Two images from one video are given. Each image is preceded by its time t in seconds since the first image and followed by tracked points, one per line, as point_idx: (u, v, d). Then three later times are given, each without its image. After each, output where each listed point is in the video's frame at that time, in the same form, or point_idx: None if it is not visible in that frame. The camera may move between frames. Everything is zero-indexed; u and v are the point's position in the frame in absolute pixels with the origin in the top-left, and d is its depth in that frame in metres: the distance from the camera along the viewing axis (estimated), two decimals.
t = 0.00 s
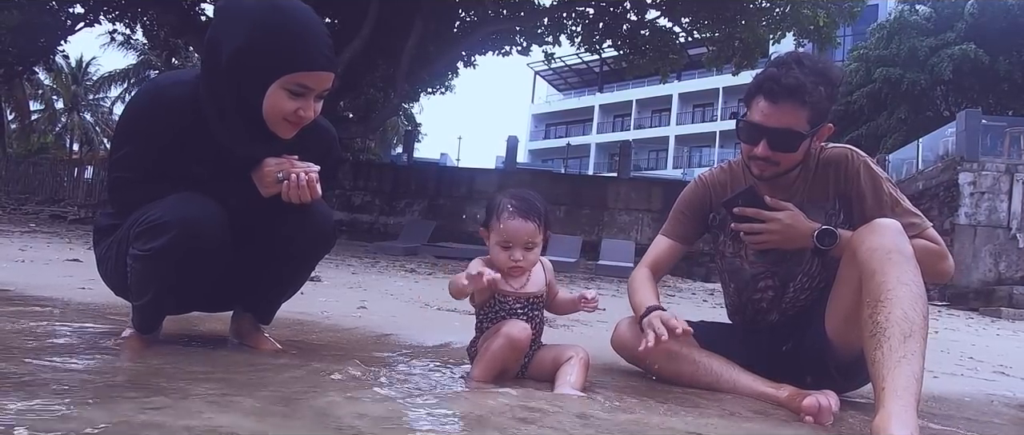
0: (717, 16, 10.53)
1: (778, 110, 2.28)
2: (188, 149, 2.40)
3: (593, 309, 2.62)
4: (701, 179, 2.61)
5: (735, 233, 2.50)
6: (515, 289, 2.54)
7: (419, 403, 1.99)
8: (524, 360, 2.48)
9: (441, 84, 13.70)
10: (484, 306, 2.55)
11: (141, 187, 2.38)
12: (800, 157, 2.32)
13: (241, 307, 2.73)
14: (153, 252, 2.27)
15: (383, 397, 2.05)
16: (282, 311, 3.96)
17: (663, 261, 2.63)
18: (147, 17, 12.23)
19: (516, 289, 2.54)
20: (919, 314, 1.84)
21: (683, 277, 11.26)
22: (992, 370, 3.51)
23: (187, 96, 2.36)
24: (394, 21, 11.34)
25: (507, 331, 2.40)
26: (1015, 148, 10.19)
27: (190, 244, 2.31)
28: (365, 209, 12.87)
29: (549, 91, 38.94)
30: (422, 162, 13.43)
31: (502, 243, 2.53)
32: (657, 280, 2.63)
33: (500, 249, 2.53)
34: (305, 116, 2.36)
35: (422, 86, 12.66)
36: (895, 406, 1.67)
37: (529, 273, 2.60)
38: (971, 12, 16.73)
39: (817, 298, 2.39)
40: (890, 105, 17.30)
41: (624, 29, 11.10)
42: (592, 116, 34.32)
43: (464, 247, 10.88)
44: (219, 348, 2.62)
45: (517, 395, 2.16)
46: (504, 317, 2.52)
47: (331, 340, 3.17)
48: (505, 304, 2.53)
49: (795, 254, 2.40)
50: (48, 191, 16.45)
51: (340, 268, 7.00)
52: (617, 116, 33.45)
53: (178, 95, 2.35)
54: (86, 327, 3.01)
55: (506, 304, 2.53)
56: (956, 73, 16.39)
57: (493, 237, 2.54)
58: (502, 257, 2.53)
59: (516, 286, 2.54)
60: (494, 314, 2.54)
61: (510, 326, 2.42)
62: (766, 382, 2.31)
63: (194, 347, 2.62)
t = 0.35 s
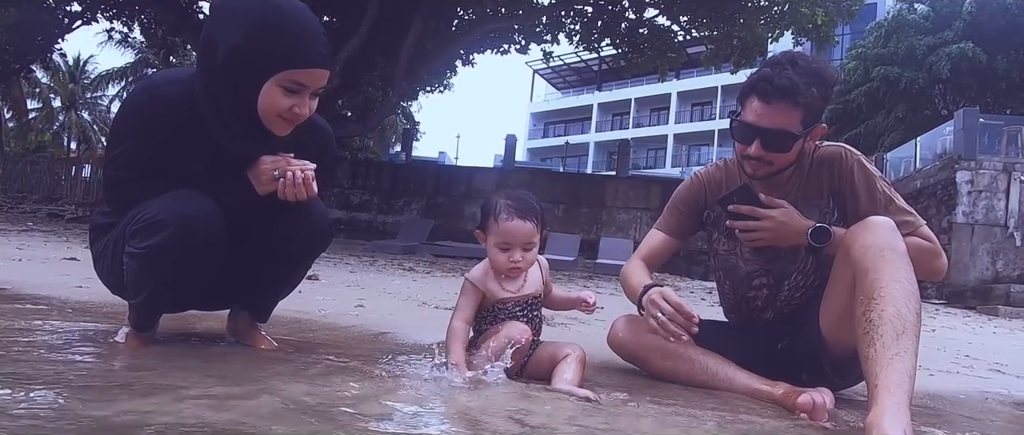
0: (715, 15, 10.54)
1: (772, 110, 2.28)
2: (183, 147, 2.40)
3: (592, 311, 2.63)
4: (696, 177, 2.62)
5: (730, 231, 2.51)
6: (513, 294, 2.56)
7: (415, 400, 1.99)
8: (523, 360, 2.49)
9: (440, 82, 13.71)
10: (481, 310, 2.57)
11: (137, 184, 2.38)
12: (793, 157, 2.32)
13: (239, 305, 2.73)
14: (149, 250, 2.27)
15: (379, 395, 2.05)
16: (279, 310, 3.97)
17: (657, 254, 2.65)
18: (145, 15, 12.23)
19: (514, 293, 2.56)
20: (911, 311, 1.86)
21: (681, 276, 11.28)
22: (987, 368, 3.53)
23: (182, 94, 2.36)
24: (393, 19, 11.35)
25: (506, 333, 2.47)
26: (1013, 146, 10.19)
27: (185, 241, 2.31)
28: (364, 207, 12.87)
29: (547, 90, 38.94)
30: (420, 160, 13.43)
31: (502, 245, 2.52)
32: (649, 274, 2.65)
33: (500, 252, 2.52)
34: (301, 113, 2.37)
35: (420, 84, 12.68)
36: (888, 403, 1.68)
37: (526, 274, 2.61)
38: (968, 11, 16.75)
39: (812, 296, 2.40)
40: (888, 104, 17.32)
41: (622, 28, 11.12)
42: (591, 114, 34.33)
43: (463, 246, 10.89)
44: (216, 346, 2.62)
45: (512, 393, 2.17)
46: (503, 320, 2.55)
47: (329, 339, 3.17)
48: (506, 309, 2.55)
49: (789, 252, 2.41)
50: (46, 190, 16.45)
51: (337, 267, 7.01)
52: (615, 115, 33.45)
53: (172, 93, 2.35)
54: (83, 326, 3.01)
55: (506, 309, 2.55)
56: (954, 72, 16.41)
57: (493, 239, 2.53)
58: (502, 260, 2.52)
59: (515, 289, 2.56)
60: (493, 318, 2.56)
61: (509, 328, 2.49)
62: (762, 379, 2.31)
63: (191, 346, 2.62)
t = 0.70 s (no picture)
0: (714, 13, 10.56)
1: (771, 110, 2.28)
2: (182, 144, 2.40)
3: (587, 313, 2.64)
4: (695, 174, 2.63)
5: (729, 229, 2.52)
6: (513, 291, 2.56)
7: (414, 398, 1.99)
8: (523, 358, 2.49)
9: (438, 81, 13.70)
10: (482, 307, 2.58)
11: (136, 182, 2.39)
12: (793, 157, 2.33)
13: (238, 303, 2.74)
14: (149, 247, 2.27)
15: (381, 392, 2.05)
16: (279, 308, 3.97)
17: (651, 248, 2.67)
18: (142, 13, 12.21)
19: (514, 290, 2.56)
20: (910, 308, 1.86)
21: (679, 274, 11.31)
22: (985, 364, 3.54)
23: (181, 92, 2.35)
24: (391, 17, 11.34)
25: (506, 331, 2.41)
26: (1011, 145, 10.21)
27: (184, 239, 2.31)
28: (363, 206, 12.85)
29: (545, 88, 38.94)
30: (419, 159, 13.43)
31: (504, 241, 2.52)
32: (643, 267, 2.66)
33: (501, 248, 2.52)
34: (300, 109, 2.37)
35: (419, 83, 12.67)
36: (887, 399, 1.68)
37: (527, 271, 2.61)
38: (967, 9, 16.76)
39: (810, 293, 2.41)
40: (886, 102, 17.35)
41: (621, 26, 11.13)
42: (589, 113, 34.35)
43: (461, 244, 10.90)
44: (215, 344, 2.62)
45: (510, 390, 2.17)
46: (503, 317, 2.55)
47: (328, 336, 3.18)
48: (505, 305, 2.55)
49: (787, 250, 2.42)
50: (43, 189, 16.42)
51: (336, 265, 7.01)
52: (614, 114, 33.46)
53: (171, 92, 2.34)
54: (82, 324, 3.01)
55: (505, 305, 2.55)
56: (953, 70, 16.43)
57: (494, 235, 2.53)
58: (502, 256, 2.52)
59: (515, 286, 2.56)
60: (493, 315, 2.57)
61: (510, 326, 2.43)
62: (760, 376, 2.32)
63: (190, 343, 2.63)
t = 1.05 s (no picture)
0: (713, 11, 10.54)
1: (774, 116, 2.27)
2: (183, 142, 2.40)
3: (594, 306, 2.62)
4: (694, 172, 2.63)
5: (729, 228, 2.53)
6: (517, 288, 2.56)
7: (415, 396, 1.99)
8: (524, 355, 2.50)
9: (437, 80, 13.70)
10: (484, 304, 2.58)
11: (135, 181, 2.39)
12: (794, 161, 2.34)
13: (239, 301, 2.74)
14: (150, 246, 2.28)
15: (381, 390, 2.05)
16: (279, 306, 3.98)
17: (642, 238, 2.66)
18: (141, 12, 12.20)
19: (517, 287, 2.56)
20: (911, 305, 1.87)
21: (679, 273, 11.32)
22: (984, 362, 3.55)
23: (181, 91, 2.35)
24: (390, 16, 11.33)
25: (506, 329, 2.41)
26: (1010, 143, 10.22)
27: (184, 237, 2.31)
28: (362, 205, 12.86)
29: (544, 86, 38.95)
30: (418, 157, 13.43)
31: (507, 240, 2.53)
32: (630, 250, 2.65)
33: (504, 246, 2.53)
34: (299, 105, 2.37)
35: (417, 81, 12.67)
36: (887, 398, 1.69)
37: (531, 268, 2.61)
38: (966, 7, 16.78)
39: (810, 292, 2.41)
40: (886, 101, 17.35)
41: (621, 24, 11.10)
42: (588, 111, 34.36)
43: (461, 243, 10.90)
44: (215, 342, 2.62)
45: (510, 388, 2.17)
46: (505, 314, 2.55)
47: (329, 335, 3.18)
48: (507, 302, 2.55)
49: (788, 249, 2.42)
50: (43, 187, 16.41)
51: (337, 264, 7.01)
52: (613, 112, 33.47)
53: (171, 91, 2.34)
54: (82, 323, 3.01)
55: (508, 303, 2.55)
56: (952, 68, 16.45)
57: (497, 233, 2.54)
58: (505, 254, 2.53)
59: (518, 283, 2.56)
60: (496, 312, 2.57)
61: (510, 325, 2.43)
62: (760, 374, 2.32)
63: (191, 341, 2.63)
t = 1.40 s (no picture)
0: (713, 10, 10.53)
1: (776, 120, 2.26)
2: (182, 141, 2.40)
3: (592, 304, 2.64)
4: (693, 170, 2.63)
5: (729, 227, 2.53)
6: (516, 286, 2.55)
7: (415, 396, 1.99)
8: (524, 356, 2.49)
9: (437, 79, 13.70)
10: (484, 302, 2.57)
11: (135, 180, 2.39)
12: (795, 165, 2.34)
13: (239, 300, 2.74)
14: (150, 245, 2.28)
15: (380, 390, 2.05)
16: (279, 306, 3.98)
17: (632, 219, 2.70)
18: (141, 11, 12.19)
19: (516, 286, 2.55)
20: (911, 305, 1.87)
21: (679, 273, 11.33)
22: (983, 362, 3.54)
23: (181, 90, 2.35)
24: (390, 15, 11.32)
25: (507, 329, 2.41)
26: (1010, 142, 10.23)
27: (184, 236, 2.31)
28: (362, 204, 12.87)
29: (544, 85, 38.94)
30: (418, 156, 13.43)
31: (508, 237, 2.53)
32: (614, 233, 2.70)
33: (506, 244, 2.53)
34: (299, 105, 2.37)
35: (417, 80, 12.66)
36: (887, 398, 1.69)
37: (532, 267, 2.60)
38: (966, 7, 16.77)
39: (811, 293, 2.41)
40: (886, 100, 17.34)
41: (620, 23, 11.10)
42: (587, 110, 34.36)
43: (460, 242, 10.91)
44: (215, 342, 2.62)
45: (510, 389, 2.17)
46: (505, 314, 2.54)
47: (329, 334, 3.19)
48: (506, 301, 2.54)
49: (788, 249, 2.42)
50: (42, 187, 16.41)
51: (337, 264, 7.01)
52: (613, 111, 33.47)
53: (171, 90, 2.34)
54: (83, 323, 3.01)
55: (507, 301, 2.54)
56: (952, 67, 16.45)
57: (500, 229, 2.53)
58: (506, 251, 2.53)
59: (517, 282, 2.56)
60: (496, 311, 2.56)
61: (510, 324, 2.43)
62: (760, 374, 2.33)
63: (192, 341, 2.63)
